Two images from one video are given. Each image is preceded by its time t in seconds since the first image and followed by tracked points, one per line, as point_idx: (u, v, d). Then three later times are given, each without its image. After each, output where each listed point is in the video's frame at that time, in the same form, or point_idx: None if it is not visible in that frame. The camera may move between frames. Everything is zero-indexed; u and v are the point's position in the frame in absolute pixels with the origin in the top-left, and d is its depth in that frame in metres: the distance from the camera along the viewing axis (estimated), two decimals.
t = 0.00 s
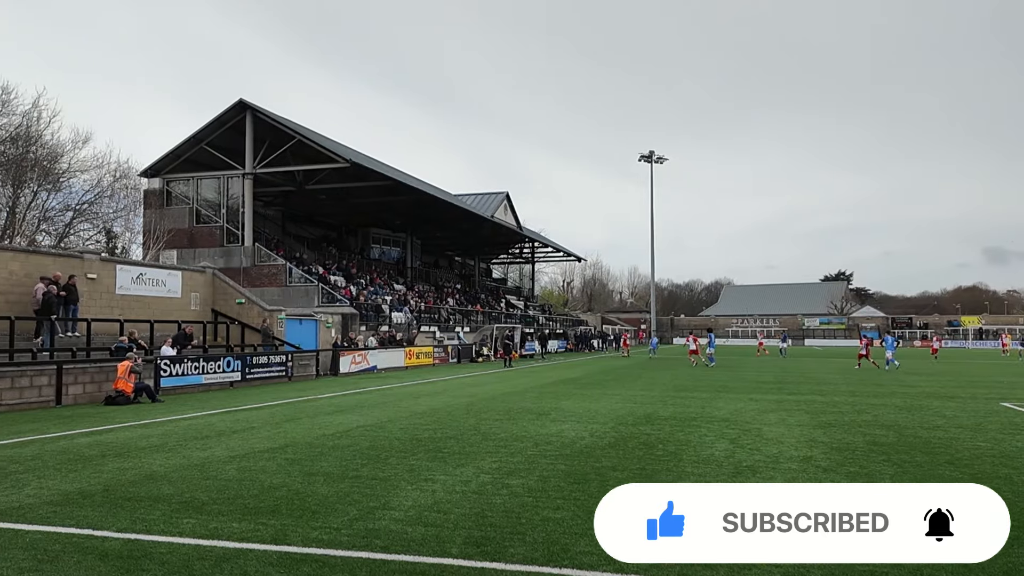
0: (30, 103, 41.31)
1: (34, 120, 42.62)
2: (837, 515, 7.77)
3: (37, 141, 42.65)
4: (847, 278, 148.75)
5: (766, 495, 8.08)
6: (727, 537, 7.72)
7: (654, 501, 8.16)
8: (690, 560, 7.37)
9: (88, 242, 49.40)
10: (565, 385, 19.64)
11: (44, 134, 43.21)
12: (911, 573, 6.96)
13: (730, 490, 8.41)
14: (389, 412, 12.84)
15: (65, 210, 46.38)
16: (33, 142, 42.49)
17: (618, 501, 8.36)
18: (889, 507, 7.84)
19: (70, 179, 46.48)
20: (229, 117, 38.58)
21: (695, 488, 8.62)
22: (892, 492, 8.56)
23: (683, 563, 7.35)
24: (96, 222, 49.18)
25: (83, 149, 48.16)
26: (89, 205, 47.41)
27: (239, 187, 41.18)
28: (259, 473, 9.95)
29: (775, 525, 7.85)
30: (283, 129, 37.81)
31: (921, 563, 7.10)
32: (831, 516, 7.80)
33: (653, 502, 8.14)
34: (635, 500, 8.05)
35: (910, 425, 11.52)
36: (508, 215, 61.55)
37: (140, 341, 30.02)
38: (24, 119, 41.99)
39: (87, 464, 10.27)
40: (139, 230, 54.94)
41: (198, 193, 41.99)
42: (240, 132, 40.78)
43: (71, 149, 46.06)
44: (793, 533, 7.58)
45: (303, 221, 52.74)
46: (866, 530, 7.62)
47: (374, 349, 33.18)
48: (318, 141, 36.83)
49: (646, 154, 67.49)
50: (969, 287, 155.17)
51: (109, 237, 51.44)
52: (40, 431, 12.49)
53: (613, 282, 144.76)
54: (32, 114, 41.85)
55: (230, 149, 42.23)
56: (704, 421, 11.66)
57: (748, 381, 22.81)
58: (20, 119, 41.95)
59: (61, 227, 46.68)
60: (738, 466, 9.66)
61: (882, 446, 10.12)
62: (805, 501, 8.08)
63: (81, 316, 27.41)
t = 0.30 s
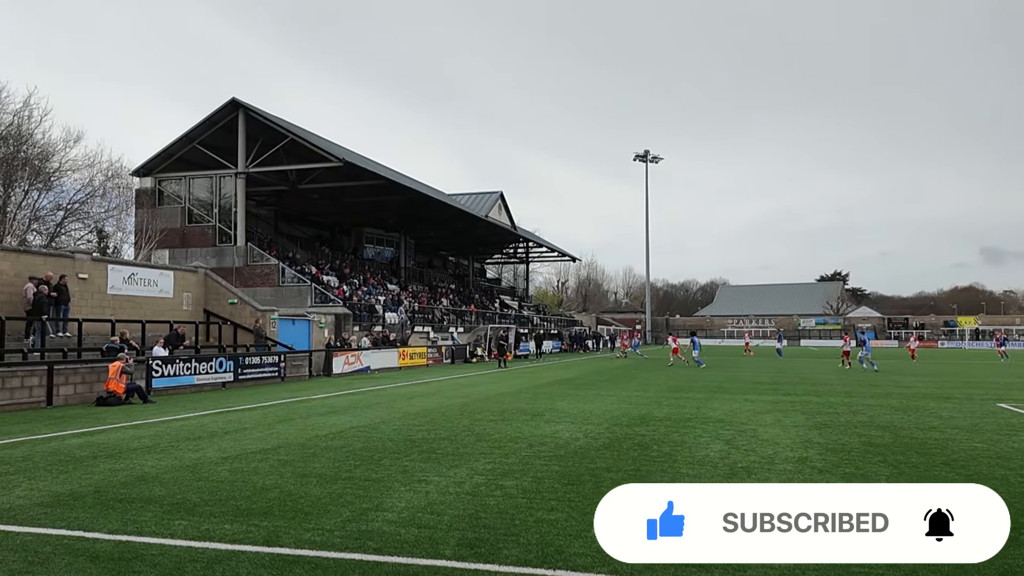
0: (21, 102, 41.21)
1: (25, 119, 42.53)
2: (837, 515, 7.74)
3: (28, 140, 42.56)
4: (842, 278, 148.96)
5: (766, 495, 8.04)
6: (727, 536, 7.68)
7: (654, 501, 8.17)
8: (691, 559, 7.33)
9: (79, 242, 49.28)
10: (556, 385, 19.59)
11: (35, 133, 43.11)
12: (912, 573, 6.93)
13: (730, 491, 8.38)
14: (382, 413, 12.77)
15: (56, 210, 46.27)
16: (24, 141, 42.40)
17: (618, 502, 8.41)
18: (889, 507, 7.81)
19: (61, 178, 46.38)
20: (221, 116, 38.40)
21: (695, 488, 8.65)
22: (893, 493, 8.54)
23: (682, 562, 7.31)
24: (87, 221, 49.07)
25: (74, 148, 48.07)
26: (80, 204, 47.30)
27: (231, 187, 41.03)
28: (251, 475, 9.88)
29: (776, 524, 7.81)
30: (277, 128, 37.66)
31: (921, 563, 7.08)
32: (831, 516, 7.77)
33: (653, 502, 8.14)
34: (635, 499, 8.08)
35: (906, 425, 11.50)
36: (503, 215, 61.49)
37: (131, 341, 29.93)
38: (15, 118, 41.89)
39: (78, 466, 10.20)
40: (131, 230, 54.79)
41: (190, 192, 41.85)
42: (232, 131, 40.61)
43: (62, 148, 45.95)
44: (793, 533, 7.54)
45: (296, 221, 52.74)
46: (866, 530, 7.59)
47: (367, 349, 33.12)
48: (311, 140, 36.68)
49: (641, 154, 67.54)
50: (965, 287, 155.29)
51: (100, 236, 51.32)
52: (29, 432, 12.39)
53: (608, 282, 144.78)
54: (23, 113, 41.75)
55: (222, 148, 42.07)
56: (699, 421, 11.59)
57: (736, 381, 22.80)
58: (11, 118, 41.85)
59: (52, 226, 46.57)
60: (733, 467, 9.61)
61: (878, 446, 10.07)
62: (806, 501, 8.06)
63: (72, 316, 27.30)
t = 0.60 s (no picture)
0: (11, 101, 41.08)
1: (15, 118, 42.41)
2: (836, 515, 7.67)
3: (18, 139, 42.44)
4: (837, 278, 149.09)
5: (767, 495, 7.96)
6: (727, 537, 7.64)
7: (654, 501, 8.08)
8: (691, 560, 7.27)
9: (70, 241, 49.12)
10: (546, 385, 19.52)
11: (26, 132, 42.97)
12: (911, 572, 6.88)
13: (731, 490, 8.30)
14: (374, 414, 12.70)
15: (47, 209, 46.14)
16: (14, 140, 42.27)
17: (617, 502, 8.30)
18: (889, 507, 7.75)
19: (52, 178, 46.23)
20: (212, 115, 38.19)
21: (695, 487, 8.55)
22: (891, 493, 8.48)
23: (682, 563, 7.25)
24: (78, 221, 48.92)
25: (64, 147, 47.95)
26: (71, 204, 47.17)
27: (223, 186, 40.90)
28: (242, 476, 9.81)
29: (775, 525, 7.76)
30: (269, 127, 37.49)
31: (921, 563, 7.02)
32: (831, 516, 7.70)
33: (653, 502, 8.04)
34: (634, 500, 7.98)
35: (901, 426, 11.45)
36: (496, 215, 61.47)
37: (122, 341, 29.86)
38: (6, 118, 41.80)
39: (69, 467, 10.13)
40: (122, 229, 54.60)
41: (181, 191, 41.68)
42: (224, 130, 40.44)
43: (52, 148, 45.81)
44: (793, 533, 7.48)
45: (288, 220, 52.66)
46: (866, 530, 7.53)
47: (360, 349, 33.07)
48: (304, 140, 36.53)
49: (636, 154, 67.56)
50: (961, 287, 155.44)
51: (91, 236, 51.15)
52: (17, 434, 12.29)
53: (603, 282, 144.77)
54: (13, 112, 41.63)
55: (213, 146, 41.91)
56: (693, 422, 11.54)
57: (725, 382, 22.79)
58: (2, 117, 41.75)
59: (42, 226, 46.43)
60: (727, 467, 9.55)
61: (873, 447, 10.02)
62: (806, 500, 7.97)
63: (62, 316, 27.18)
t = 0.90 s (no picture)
0: None
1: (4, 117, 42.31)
2: (836, 516, 7.68)
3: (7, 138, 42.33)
4: (831, 278, 149.37)
5: (766, 495, 7.98)
6: (727, 537, 7.60)
7: (654, 501, 8.13)
8: (691, 559, 7.24)
9: (59, 240, 48.95)
10: (537, 386, 19.44)
11: (15, 131, 42.86)
12: (913, 570, 6.87)
13: (732, 490, 8.34)
14: (366, 414, 12.62)
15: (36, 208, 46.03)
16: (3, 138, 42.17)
17: (618, 502, 8.40)
18: (888, 507, 7.77)
19: (42, 176, 46.11)
20: (204, 113, 38.03)
21: (695, 488, 8.62)
22: (889, 495, 8.48)
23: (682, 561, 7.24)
24: (68, 220, 48.77)
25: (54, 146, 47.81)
26: (60, 203, 47.06)
27: (215, 185, 40.75)
28: (234, 477, 9.75)
29: (775, 525, 7.73)
30: (260, 125, 37.32)
31: (922, 562, 7.01)
32: (831, 516, 7.70)
33: (654, 502, 8.10)
34: (635, 500, 8.03)
35: (896, 427, 11.40)
36: (489, 214, 61.38)
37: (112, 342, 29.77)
38: None
39: (58, 468, 10.05)
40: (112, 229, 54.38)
41: (172, 191, 41.52)
42: (215, 128, 40.25)
43: (42, 146, 45.64)
44: (793, 533, 7.46)
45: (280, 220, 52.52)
46: (866, 531, 7.53)
47: (353, 350, 32.99)
48: (295, 138, 36.36)
49: (630, 153, 67.53)
50: (955, 287, 155.64)
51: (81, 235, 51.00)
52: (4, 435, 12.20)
53: (596, 282, 144.77)
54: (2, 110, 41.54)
55: (204, 144, 41.72)
56: (687, 423, 11.48)
57: (716, 382, 22.78)
58: None
59: (32, 225, 46.30)
60: (721, 468, 9.51)
61: (868, 448, 9.99)
62: (807, 501, 8.02)
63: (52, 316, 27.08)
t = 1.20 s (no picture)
0: None
1: None
2: (837, 515, 7.61)
3: None
4: (824, 278, 149.68)
5: (766, 495, 7.91)
6: (727, 537, 7.56)
7: (654, 501, 8.02)
8: (690, 560, 7.20)
9: (47, 240, 48.79)
10: (527, 387, 19.41)
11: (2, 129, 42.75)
12: (913, 572, 6.81)
13: (732, 490, 8.24)
14: (357, 415, 12.55)
15: (24, 207, 45.90)
16: None
17: (617, 502, 8.26)
18: (889, 507, 7.69)
19: (30, 175, 45.97)
20: (193, 111, 37.88)
21: (694, 487, 8.52)
22: (883, 495, 8.44)
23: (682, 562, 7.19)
24: (56, 219, 48.62)
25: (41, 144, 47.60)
26: (48, 202, 46.93)
27: (204, 184, 40.61)
28: (223, 478, 9.68)
29: (775, 525, 7.68)
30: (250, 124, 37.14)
31: (922, 563, 6.95)
32: (831, 516, 7.64)
33: (653, 503, 7.97)
34: (635, 499, 7.92)
35: (889, 429, 11.35)
36: (481, 214, 61.33)
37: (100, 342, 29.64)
38: None
39: (45, 470, 9.97)
40: (100, 228, 54.19)
41: (161, 190, 41.33)
42: (205, 126, 40.07)
43: (30, 145, 45.43)
44: (793, 533, 7.39)
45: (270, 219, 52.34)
46: (866, 530, 7.46)
47: (343, 350, 32.86)
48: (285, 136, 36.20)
49: (621, 153, 67.34)
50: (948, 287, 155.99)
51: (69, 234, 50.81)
52: None
53: (588, 282, 144.69)
54: None
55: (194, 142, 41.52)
56: (679, 424, 11.43)
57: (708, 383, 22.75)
58: None
59: (20, 224, 46.17)
60: (713, 469, 9.47)
61: (860, 449, 9.94)
62: (807, 500, 7.92)
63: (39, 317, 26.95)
